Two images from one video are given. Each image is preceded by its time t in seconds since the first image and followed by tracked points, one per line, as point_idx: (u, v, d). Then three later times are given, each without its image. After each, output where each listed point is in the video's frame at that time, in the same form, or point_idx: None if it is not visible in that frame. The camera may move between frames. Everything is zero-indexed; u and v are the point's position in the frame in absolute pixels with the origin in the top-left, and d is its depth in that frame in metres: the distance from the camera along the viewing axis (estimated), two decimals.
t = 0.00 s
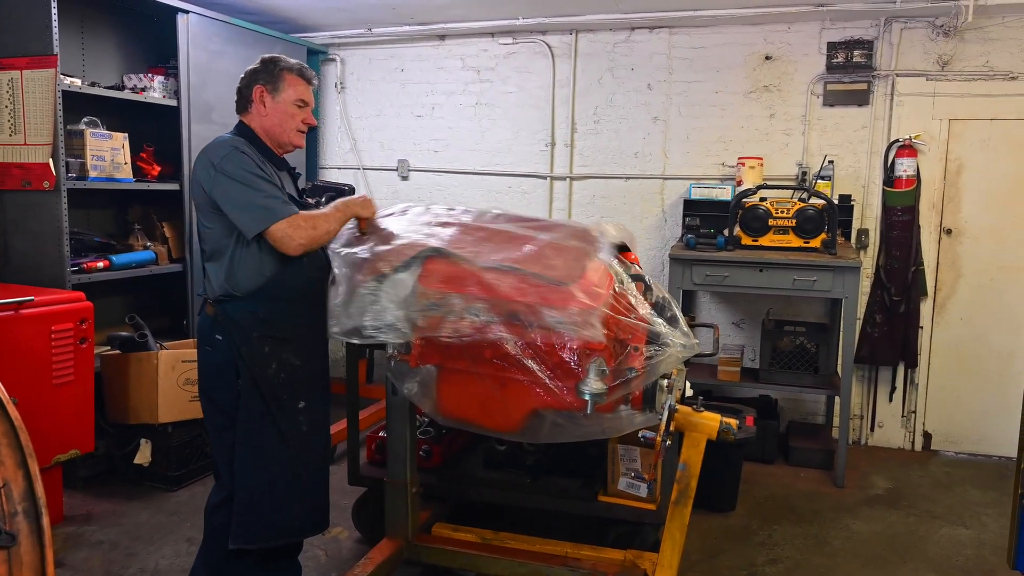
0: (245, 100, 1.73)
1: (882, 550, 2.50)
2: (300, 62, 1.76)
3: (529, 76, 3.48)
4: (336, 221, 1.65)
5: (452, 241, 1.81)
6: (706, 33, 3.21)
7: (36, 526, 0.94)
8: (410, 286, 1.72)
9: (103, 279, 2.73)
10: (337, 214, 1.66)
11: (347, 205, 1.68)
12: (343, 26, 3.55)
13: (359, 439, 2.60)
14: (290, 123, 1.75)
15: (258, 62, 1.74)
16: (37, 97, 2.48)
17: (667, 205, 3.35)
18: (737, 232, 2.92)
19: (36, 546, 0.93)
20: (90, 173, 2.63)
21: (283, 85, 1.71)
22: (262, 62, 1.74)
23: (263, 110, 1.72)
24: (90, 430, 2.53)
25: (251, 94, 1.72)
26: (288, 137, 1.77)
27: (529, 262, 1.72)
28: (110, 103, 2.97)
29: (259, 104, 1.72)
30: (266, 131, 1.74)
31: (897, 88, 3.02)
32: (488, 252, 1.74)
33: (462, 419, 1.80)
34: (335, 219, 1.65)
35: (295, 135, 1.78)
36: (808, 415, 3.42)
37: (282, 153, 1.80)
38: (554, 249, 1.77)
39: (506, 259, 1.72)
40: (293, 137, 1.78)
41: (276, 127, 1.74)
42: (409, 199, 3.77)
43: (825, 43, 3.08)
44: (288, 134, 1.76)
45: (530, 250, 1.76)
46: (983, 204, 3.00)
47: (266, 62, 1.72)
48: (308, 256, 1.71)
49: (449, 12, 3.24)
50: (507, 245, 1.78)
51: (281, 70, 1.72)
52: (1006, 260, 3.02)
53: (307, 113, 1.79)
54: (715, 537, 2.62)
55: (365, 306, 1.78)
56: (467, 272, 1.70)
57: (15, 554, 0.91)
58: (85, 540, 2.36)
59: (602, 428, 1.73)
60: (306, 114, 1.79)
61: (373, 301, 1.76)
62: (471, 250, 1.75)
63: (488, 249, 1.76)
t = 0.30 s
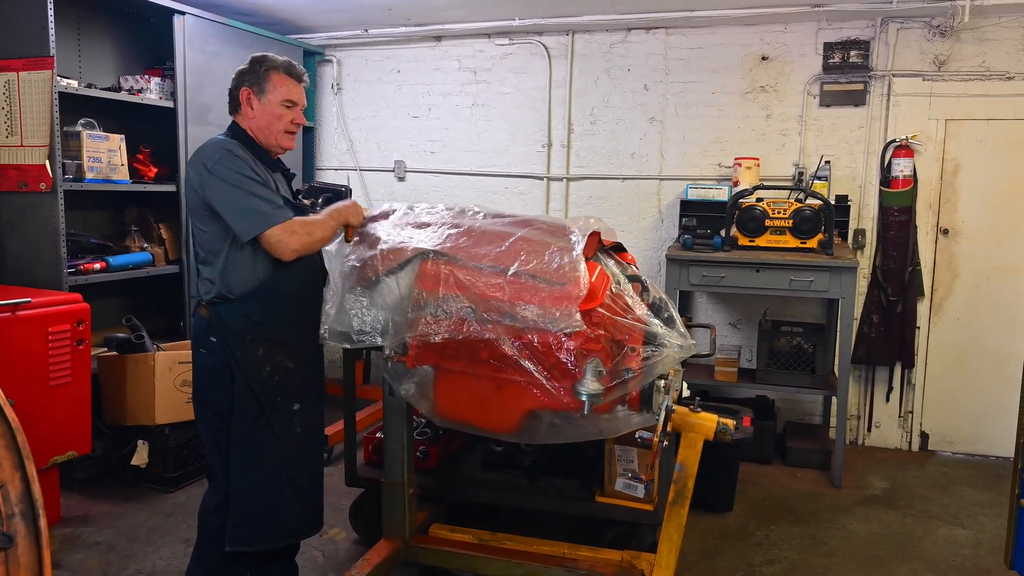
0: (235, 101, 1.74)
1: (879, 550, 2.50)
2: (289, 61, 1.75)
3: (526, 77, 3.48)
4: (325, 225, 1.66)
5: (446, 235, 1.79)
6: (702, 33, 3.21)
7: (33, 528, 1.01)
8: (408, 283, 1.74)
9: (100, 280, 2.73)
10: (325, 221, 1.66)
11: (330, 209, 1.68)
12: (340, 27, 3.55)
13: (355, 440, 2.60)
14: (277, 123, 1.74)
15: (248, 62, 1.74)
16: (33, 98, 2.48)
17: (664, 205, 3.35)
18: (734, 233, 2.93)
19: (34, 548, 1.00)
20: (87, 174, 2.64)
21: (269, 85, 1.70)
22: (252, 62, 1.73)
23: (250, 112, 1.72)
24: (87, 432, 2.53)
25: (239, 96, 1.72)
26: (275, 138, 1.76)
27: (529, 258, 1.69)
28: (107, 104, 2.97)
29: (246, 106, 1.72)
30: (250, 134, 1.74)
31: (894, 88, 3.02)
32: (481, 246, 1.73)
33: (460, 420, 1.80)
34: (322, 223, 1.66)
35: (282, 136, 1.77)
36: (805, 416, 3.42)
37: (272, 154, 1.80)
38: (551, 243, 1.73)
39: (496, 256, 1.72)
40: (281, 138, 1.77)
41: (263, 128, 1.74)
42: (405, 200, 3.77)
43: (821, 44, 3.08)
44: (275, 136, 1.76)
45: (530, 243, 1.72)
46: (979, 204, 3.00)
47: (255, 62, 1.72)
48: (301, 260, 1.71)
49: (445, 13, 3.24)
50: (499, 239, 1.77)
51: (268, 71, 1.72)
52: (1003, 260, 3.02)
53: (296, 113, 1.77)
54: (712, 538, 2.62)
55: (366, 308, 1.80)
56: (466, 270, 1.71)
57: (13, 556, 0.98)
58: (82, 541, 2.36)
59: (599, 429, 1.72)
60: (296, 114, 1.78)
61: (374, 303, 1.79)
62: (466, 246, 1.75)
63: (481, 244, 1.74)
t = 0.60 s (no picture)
0: (223, 101, 1.71)
1: (876, 550, 2.50)
2: (276, 56, 1.71)
3: (522, 77, 3.48)
4: (280, 246, 1.52)
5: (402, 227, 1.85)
6: (699, 34, 3.21)
7: (29, 529, 1.03)
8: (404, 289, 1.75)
9: (97, 281, 2.73)
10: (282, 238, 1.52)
11: (299, 226, 1.53)
12: (336, 27, 3.55)
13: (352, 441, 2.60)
14: (269, 123, 1.72)
15: (234, 58, 1.71)
16: (30, 99, 2.48)
17: (660, 206, 3.35)
18: (731, 233, 2.93)
19: (29, 549, 1.02)
20: (84, 175, 2.64)
21: (258, 84, 1.67)
22: (238, 58, 1.70)
23: (240, 112, 1.70)
24: (84, 432, 2.53)
25: (228, 94, 1.70)
26: (267, 138, 1.74)
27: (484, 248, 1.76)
28: (103, 105, 2.97)
29: (235, 106, 1.70)
30: (241, 132, 1.72)
31: (890, 88, 3.02)
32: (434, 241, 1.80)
33: (457, 421, 1.79)
34: (278, 240, 1.52)
35: (273, 134, 1.75)
36: (801, 416, 3.43)
37: (263, 154, 1.79)
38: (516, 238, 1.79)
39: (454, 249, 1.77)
40: (271, 137, 1.75)
41: (255, 129, 1.72)
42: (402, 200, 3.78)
43: (818, 44, 3.08)
44: (266, 135, 1.74)
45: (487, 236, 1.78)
46: (975, 204, 3.00)
47: (241, 59, 1.68)
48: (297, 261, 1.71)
49: (441, 13, 3.24)
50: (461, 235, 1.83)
51: (256, 68, 1.68)
52: (999, 260, 3.02)
53: (286, 111, 1.75)
54: (709, 537, 2.63)
55: (350, 310, 1.87)
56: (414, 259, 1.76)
57: (9, 557, 1.00)
58: (79, 542, 2.36)
59: (596, 429, 1.72)
60: (287, 112, 1.75)
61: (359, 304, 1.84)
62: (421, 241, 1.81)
63: (439, 236, 1.81)
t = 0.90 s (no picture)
0: (207, 100, 1.69)
1: (874, 551, 2.49)
2: (259, 54, 1.70)
3: (519, 78, 3.48)
4: (274, 273, 1.57)
5: (350, 200, 1.79)
6: (696, 34, 3.21)
7: (27, 529, 0.96)
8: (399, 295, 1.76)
9: (94, 281, 2.73)
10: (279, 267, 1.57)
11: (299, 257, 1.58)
12: (334, 28, 3.55)
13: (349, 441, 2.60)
14: (256, 123, 1.71)
15: (216, 56, 1.69)
16: (28, 99, 2.48)
17: (658, 206, 3.35)
18: (728, 233, 2.93)
19: (28, 549, 0.95)
20: (81, 176, 2.64)
21: (243, 84, 1.66)
22: (220, 56, 1.68)
23: (225, 112, 1.69)
24: (81, 432, 2.53)
25: (212, 94, 1.68)
26: (255, 138, 1.73)
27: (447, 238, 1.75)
28: (101, 105, 2.97)
29: (221, 106, 1.68)
30: (227, 132, 1.71)
31: (888, 89, 3.02)
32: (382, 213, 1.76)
33: (454, 421, 1.79)
34: (274, 266, 1.58)
35: (259, 134, 1.74)
36: (799, 416, 3.43)
37: (251, 153, 1.78)
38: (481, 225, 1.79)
39: (402, 232, 1.74)
40: (258, 136, 1.74)
41: (240, 129, 1.71)
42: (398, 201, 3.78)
43: (815, 44, 3.08)
44: (253, 135, 1.73)
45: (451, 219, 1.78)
46: (973, 204, 3.00)
47: (223, 57, 1.66)
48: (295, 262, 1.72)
49: (438, 14, 3.24)
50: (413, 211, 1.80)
51: (239, 67, 1.67)
52: (996, 261, 3.02)
53: (273, 109, 1.74)
54: (707, 538, 2.63)
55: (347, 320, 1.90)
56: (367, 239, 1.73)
57: (6, 557, 0.93)
58: (77, 542, 2.36)
59: (593, 429, 1.72)
60: (272, 111, 1.74)
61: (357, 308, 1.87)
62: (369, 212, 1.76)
63: (396, 238, 1.74)
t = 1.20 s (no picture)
0: (189, 98, 1.62)
1: (871, 551, 2.49)
2: (246, 52, 1.62)
3: (517, 78, 3.49)
4: (298, 275, 1.56)
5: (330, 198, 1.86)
6: (693, 35, 3.21)
7: (24, 529, 0.95)
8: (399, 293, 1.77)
9: (91, 281, 2.73)
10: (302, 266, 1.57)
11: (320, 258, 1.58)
12: (331, 28, 3.55)
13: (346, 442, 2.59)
14: (240, 124, 1.64)
15: (199, 53, 1.60)
16: (25, 99, 2.48)
17: (655, 207, 3.36)
18: (725, 234, 2.93)
19: (25, 549, 0.94)
20: (78, 176, 2.64)
21: (228, 83, 1.58)
22: (204, 52, 1.60)
23: (209, 112, 1.62)
24: (79, 433, 2.53)
25: (195, 92, 1.60)
26: (238, 139, 1.66)
27: (423, 233, 1.75)
28: (98, 106, 2.97)
29: (204, 106, 1.61)
30: (211, 133, 1.63)
31: (885, 89, 3.02)
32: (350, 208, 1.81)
33: (451, 421, 1.79)
34: (295, 267, 1.56)
35: (244, 135, 1.67)
36: (796, 416, 3.43)
37: (235, 154, 1.71)
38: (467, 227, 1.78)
39: (379, 226, 1.78)
40: (243, 138, 1.67)
41: (224, 129, 1.64)
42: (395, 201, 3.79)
43: (813, 44, 3.08)
44: (238, 136, 1.66)
45: (429, 213, 1.79)
46: (970, 204, 3.00)
47: (208, 54, 1.58)
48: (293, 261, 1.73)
49: (435, 14, 3.24)
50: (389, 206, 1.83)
51: (225, 65, 1.59)
52: (994, 261, 3.02)
53: (258, 110, 1.67)
54: (703, 538, 2.63)
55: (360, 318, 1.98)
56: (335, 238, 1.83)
57: (3, 557, 0.92)
58: (74, 542, 2.37)
59: (590, 429, 1.72)
60: (258, 111, 1.67)
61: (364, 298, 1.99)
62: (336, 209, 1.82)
63: (373, 233, 1.77)
